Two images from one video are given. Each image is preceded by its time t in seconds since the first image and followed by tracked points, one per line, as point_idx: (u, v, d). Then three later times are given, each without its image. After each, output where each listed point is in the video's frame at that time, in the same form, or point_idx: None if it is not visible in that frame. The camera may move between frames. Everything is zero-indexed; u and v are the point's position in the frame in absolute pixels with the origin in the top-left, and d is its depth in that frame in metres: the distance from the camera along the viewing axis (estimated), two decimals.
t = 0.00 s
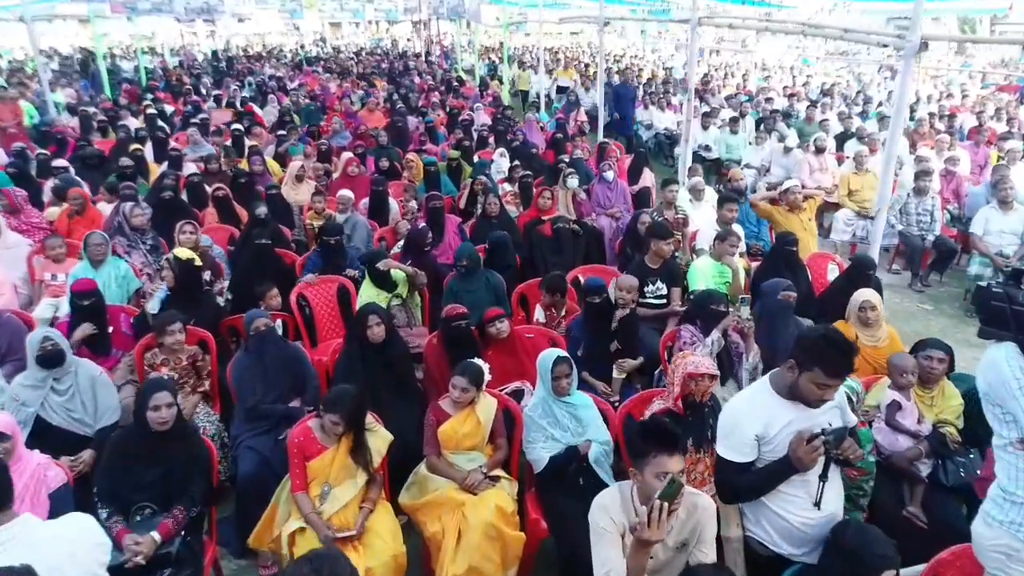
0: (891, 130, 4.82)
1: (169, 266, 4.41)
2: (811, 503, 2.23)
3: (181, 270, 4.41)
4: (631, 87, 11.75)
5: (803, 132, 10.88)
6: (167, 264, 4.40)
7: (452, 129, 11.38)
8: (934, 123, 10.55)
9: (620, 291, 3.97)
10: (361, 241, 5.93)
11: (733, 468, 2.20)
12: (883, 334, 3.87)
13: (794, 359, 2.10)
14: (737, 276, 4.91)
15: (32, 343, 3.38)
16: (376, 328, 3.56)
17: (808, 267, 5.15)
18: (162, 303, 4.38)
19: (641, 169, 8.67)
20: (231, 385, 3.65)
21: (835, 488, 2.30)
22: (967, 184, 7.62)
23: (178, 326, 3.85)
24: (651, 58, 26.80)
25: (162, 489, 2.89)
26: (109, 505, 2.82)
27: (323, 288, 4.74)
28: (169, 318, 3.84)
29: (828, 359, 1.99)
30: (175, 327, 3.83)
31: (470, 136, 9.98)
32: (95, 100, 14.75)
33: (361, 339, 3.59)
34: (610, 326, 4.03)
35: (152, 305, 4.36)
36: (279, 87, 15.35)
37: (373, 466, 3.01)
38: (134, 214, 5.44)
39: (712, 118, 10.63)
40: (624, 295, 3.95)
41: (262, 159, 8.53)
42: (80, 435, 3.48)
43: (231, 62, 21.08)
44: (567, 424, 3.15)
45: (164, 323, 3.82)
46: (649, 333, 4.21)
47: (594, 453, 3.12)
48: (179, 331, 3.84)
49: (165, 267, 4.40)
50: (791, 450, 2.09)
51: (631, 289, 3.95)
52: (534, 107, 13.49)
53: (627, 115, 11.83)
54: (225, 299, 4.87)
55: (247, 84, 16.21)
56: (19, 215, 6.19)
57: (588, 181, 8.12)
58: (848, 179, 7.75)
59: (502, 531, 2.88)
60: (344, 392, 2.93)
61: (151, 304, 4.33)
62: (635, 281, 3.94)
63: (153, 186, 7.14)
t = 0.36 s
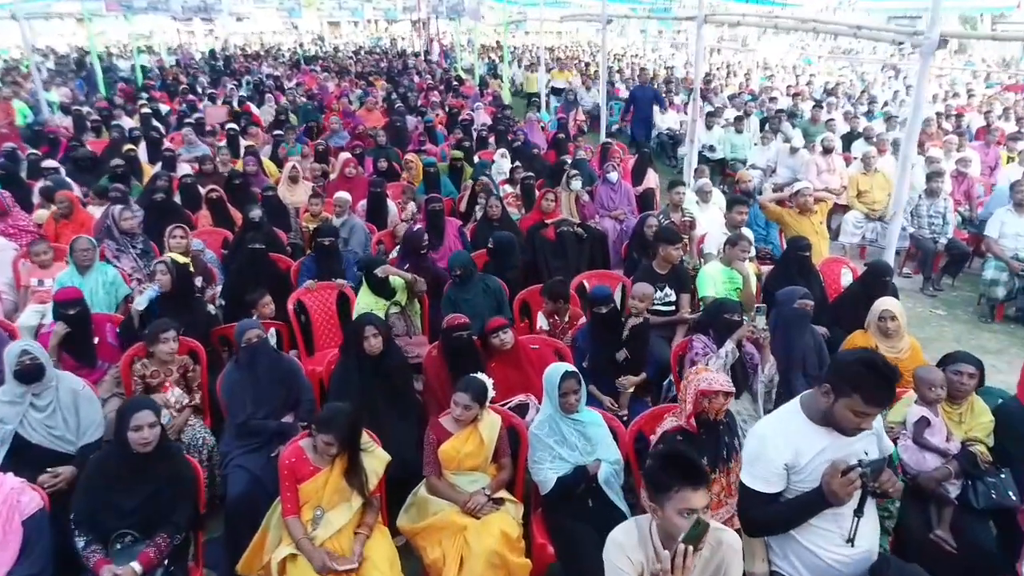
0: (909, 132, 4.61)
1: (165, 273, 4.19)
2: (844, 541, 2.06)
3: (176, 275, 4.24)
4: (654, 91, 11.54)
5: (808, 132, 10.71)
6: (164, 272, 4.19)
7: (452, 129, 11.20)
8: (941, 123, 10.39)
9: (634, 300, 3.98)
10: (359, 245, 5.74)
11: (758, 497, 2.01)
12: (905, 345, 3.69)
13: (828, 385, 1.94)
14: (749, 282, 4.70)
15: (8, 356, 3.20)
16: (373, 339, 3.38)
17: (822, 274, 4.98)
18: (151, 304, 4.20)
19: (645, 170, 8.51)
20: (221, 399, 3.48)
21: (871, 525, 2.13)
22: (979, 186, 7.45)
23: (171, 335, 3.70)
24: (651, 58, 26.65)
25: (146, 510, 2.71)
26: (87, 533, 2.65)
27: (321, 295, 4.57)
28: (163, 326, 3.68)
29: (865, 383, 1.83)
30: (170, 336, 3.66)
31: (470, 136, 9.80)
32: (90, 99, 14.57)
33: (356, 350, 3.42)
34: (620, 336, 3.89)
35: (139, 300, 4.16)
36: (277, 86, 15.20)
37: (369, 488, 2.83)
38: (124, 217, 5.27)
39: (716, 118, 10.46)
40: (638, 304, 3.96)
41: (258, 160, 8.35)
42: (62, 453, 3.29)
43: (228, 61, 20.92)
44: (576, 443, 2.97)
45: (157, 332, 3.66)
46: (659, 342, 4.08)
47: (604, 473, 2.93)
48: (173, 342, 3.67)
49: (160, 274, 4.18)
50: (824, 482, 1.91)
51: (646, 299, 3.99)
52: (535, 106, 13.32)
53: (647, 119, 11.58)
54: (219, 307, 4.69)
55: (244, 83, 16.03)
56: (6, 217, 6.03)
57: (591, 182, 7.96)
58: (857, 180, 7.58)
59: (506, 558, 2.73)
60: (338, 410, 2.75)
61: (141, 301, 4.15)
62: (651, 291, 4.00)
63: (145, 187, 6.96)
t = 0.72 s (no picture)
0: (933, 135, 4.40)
1: (166, 279, 3.97)
2: None
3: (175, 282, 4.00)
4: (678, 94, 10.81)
5: (815, 132, 10.54)
6: (166, 278, 3.97)
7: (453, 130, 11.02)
8: (950, 124, 10.22)
9: (645, 314, 3.73)
10: (358, 250, 5.56)
11: (799, 539, 1.85)
12: (933, 359, 3.52)
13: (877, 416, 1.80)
14: (763, 289, 4.53)
15: None
16: (373, 354, 3.19)
17: (839, 282, 4.81)
18: (145, 305, 3.97)
19: (651, 172, 8.34)
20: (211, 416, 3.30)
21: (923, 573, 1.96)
22: (993, 188, 7.27)
23: (167, 347, 3.55)
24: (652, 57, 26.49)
25: (132, 537, 2.54)
26: (66, 566, 2.49)
27: (318, 303, 4.39)
28: (161, 337, 3.57)
29: (923, 418, 1.71)
30: (166, 348, 3.53)
31: (472, 136, 9.63)
32: (86, 99, 14.40)
33: (355, 365, 3.24)
34: (635, 350, 3.74)
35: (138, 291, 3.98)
36: (275, 86, 15.02)
37: (369, 516, 2.65)
38: (115, 222, 5.09)
39: (722, 118, 10.28)
40: (647, 319, 3.72)
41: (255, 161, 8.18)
42: (43, 474, 3.12)
43: (226, 61, 20.74)
44: (590, 466, 2.78)
45: (151, 343, 3.52)
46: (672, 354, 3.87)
47: (619, 499, 2.75)
48: (167, 355, 3.53)
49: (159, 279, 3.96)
50: (874, 524, 1.76)
51: (656, 313, 3.72)
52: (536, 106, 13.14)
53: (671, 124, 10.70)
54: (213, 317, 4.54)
55: (241, 83, 15.85)
56: None
57: (596, 184, 7.78)
58: (868, 183, 7.40)
59: None
60: (336, 433, 2.57)
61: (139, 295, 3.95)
62: (661, 304, 3.73)
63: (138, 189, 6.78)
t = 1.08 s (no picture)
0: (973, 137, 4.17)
1: (170, 284, 3.83)
2: None
3: (179, 287, 3.86)
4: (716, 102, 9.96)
5: (834, 133, 10.30)
6: (170, 283, 3.83)
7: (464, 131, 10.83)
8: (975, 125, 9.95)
9: (663, 325, 3.43)
10: (368, 254, 5.38)
11: None
12: (979, 378, 3.28)
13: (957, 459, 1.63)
14: (792, 299, 4.31)
15: None
16: (384, 370, 3.00)
17: (872, 291, 4.60)
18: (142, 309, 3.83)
19: (667, 174, 8.13)
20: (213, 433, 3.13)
21: None
22: None
23: (167, 357, 3.39)
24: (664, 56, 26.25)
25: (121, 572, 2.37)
26: None
27: (325, 311, 4.20)
28: (164, 347, 3.42)
29: (1013, 464, 1.53)
30: (168, 358, 3.38)
31: (483, 137, 9.44)
32: (94, 98, 14.28)
33: (365, 381, 3.05)
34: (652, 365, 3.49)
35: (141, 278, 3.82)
36: (284, 85, 14.90)
37: (379, 548, 2.46)
38: (117, 225, 4.92)
39: (739, 119, 10.07)
40: (666, 330, 3.43)
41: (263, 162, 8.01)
42: (35, 496, 2.96)
43: (235, 60, 20.64)
44: (617, 495, 2.58)
45: (152, 352, 3.37)
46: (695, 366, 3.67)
47: (649, 530, 2.55)
48: (167, 366, 3.37)
49: (162, 281, 3.83)
50: None
51: (676, 324, 3.41)
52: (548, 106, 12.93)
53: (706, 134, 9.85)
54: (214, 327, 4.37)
55: (250, 82, 15.72)
56: None
57: (611, 186, 7.59)
58: (893, 187, 7.17)
59: None
60: (344, 459, 2.39)
61: (143, 290, 3.81)
62: (683, 316, 3.40)
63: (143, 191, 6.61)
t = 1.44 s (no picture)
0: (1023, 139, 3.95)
1: (176, 291, 3.65)
2: None
3: (185, 295, 3.67)
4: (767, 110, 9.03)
5: (857, 135, 10.05)
6: (176, 290, 3.64)
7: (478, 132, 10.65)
8: (1004, 127, 9.67)
9: (690, 343, 3.25)
10: (380, 261, 5.21)
11: None
12: None
13: None
14: (828, 313, 4.08)
15: None
16: (398, 391, 2.82)
17: (910, 302, 4.37)
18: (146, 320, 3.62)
19: (687, 176, 7.92)
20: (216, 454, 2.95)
21: None
22: None
23: (173, 371, 3.18)
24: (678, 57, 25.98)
25: None
26: None
27: (335, 320, 4.01)
28: (171, 360, 3.22)
29: None
30: (174, 372, 3.18)
31: (498, 138, 9.25)
32: (105, 97, 14.20)
33: (379, 402, 2.87)
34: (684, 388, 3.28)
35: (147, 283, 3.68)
36: (295, 84, 14.77)
37: None
38: (122, 229, 4.76)
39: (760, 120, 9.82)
40: (693, 349, 3.24)
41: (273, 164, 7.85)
42: (29, 522, 2.78)
43: (247, 59, 20.55)
44: (650, 531, 2.39)
45: (159, 362, 3.18)
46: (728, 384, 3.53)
47: (685, 570, 2.36)
48: (173, 379, 3.17)
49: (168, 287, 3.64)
50: None
51: (703, 344, 3.22)
52: (563, 106, 12.72)
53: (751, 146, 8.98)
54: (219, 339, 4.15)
55: (262, 82, 15.60)
56: None
57: (630, 190, 7.38)
58: (924, 191, 6.92)
59: None
60: (356, 491, 2.20)
61: (148, 295, 3.62)
62: (710, 335, 3.21)
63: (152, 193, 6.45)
